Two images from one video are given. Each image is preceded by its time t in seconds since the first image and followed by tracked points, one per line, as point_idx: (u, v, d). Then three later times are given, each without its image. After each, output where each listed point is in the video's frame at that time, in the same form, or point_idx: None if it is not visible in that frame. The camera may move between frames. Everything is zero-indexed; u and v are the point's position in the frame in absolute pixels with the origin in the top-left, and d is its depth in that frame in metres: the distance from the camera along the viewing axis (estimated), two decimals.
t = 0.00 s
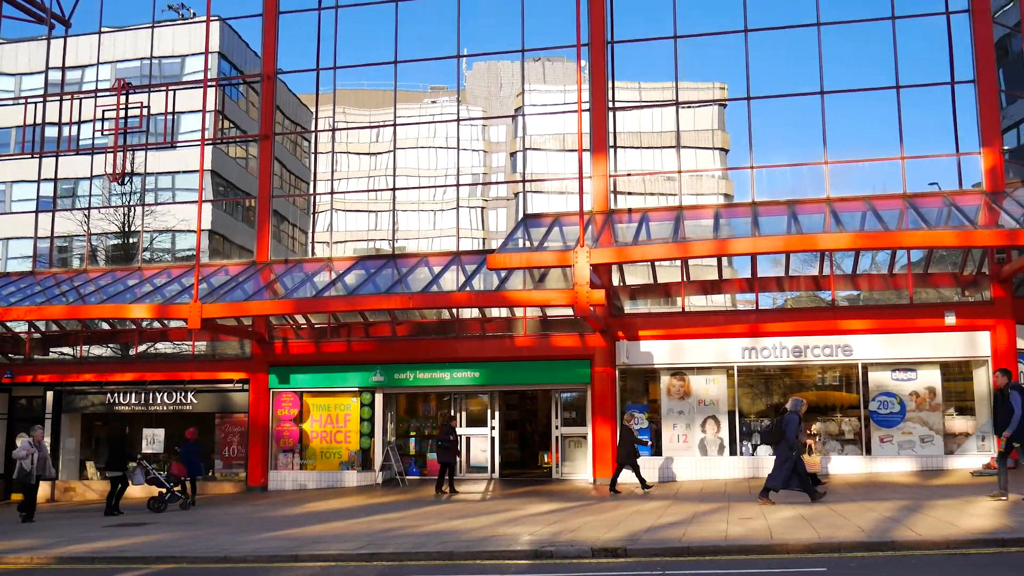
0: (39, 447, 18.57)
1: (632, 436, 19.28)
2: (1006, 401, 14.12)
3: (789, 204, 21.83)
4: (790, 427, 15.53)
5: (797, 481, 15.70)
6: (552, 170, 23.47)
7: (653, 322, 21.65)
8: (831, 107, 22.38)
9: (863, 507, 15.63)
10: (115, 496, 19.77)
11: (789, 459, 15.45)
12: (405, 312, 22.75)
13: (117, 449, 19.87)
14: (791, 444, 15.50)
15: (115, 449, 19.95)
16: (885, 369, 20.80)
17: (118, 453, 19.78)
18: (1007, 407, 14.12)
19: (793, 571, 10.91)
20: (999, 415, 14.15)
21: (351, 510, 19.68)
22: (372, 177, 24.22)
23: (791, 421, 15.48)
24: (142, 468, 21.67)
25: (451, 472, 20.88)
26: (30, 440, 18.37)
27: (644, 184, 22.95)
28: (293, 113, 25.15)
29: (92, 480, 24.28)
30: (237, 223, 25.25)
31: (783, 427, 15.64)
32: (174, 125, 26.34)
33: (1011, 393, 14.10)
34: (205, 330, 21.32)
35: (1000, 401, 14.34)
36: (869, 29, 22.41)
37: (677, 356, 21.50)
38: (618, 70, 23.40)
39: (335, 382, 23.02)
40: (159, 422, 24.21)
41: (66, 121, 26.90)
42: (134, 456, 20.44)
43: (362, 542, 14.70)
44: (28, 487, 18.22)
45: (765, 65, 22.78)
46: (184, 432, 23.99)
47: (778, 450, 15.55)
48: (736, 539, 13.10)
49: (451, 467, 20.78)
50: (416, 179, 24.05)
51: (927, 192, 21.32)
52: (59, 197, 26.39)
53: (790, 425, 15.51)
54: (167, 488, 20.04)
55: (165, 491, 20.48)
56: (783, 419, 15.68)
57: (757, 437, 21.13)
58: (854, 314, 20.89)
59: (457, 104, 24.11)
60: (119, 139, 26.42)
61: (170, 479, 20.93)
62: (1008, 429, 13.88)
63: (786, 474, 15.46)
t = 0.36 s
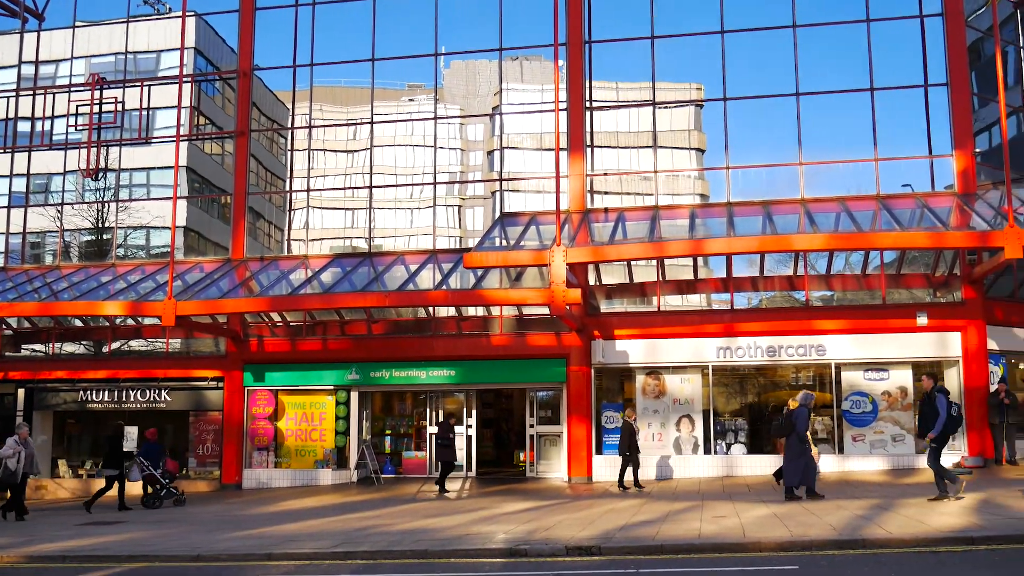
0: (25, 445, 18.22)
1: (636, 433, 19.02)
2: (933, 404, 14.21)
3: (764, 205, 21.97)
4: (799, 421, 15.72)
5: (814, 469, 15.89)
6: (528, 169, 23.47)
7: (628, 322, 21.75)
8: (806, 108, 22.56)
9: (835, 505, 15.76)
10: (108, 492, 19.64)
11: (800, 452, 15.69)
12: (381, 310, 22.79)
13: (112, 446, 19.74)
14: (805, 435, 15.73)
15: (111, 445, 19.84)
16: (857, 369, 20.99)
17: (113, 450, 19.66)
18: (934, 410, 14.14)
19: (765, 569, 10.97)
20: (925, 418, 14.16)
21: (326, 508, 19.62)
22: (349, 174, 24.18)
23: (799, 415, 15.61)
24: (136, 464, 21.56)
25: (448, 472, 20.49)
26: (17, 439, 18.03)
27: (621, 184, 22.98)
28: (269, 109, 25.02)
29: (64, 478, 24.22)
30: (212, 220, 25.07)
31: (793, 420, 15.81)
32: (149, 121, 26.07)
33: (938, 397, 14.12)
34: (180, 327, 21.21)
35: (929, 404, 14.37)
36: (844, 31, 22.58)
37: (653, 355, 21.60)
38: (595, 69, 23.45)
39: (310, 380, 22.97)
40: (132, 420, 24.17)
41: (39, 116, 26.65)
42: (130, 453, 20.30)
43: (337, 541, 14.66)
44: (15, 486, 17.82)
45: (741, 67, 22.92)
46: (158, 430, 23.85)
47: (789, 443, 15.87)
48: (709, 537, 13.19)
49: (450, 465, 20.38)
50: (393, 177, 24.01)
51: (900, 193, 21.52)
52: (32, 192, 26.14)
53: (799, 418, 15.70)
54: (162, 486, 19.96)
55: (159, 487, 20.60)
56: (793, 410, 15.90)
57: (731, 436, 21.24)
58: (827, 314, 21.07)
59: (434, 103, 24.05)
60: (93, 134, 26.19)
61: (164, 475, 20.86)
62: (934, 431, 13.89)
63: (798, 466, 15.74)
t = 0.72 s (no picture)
0: (10, 443, 17.93)
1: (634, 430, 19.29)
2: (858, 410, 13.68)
3: (738, 205, 22.10)
4: (810, 418, 15.83)
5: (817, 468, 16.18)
6: (504, 168, 23.48)
7: (602, 321, 21.81)
8: (780, 109, 22.71)
9: (805, 503, 15.91)
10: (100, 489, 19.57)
11: (809, 448, 15.86)
12: (355, 307, 22.71)
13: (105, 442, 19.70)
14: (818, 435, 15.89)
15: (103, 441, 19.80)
16: (829, 368, 21.17)
17: (105, 447, 19.63)
18: (858, 416, 13.73)
19: (736, 567, 11.04)
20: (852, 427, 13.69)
21: (298, 507, 19.52)
22: (323, 172, 24.10)
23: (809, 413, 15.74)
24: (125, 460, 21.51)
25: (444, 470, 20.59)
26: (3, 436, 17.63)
27: (596, 183, 23.04)
28: (243, 106, 24.85)
29: (31, 477, 23.66)
30: (185, 217, 24.87)
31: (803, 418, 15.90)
32: (121, 117, 25.95)
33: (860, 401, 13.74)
34: (152, 325, 21.03)
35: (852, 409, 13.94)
36: (817, 34, 22.75)
37: (627, 354, 21.67)
38: (571, 68, 23.50)
39: (283, 378, 22.85)
40: (102, 417, 23.85)
41: (9, 110, 26.40)
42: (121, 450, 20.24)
43: (309, 540, 14.61)
44: None
45: (714, 68, 23.05)
46: (129, 428, 23.63)
47: (798, 439, 15.97)
48: (681, 535, 13.27)
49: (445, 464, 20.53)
50: (368, 174, 23.88)
51: (871, 195, 21.71)
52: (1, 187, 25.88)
53: (808, 415, 15.82)
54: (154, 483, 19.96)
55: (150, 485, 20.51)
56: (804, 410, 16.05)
57: (704, 435, 21.36)
58: (799, 314, 21.23)
59: (410, 100, 24.03)
60: (63, 130, 25.95)
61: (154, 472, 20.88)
62: (864, 439, 13.50)
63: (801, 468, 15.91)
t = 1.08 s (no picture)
0: None
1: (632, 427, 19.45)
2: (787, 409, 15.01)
3: (711, 205, 22.24)
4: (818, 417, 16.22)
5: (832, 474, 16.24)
6: (478, 167, 23.49)
7: (576, 319, 21.86)
8: (753, 110, 22.84)
9: (775, 501, 16.06)
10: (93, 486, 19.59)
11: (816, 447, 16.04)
12: (328, 306, 22.66)
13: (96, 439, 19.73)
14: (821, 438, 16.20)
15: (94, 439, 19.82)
16: (800, 367, 21.35)
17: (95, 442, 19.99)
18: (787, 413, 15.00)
19: (706, 565, 11.09)
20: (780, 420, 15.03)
21: (269, 505, 19.41)
22: (297, 169, 23.97)
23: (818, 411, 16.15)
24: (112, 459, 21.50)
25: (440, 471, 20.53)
26: None
27: (570, 182, 23.08)
28: (216, 102, 24.72)
29: None
30: (156, 213, 24.75)
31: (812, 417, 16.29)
32: (92, 111, 25.66)
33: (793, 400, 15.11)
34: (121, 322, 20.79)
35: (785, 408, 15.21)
36: (790, 35, 22.93)
37: (599, 353, 21.73)
38: (546, 67, 23.52)
39: (255, 376, 22.74)
40: (71, 415, 23.55)
41: None
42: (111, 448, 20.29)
43: (280, 539, 14.53)
44: None
45: (688, 69, 23.14)
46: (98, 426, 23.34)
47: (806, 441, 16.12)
48: (652, 533, 13.34)
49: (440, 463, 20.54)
50: (342, 172, 23.81)
51: (843, 196, 21.90)
52: None
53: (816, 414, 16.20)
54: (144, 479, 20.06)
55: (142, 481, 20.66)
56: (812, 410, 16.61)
57: (676, 434, 21.48)
58: (771, 314, 21.38)
59: (384, 97, 23.94)
60: (33, 124, 25.53)
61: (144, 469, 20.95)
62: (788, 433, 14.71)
63: (780, 470, 15.85)
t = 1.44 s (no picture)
0: None
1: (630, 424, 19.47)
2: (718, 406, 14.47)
3: (684, 205, 22.38)
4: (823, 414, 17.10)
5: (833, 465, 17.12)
6: (453, 165, 23.45)
7: (550, 318, 21.92)
8: (727, 110, 22.97)
9: (746, 500, 16.17)
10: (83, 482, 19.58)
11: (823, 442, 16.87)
12: (301, 304, 22.47)
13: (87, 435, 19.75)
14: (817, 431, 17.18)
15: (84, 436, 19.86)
16: (771, 367, 21.49)
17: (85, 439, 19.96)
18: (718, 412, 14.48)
19: (678, 563, 11.13)
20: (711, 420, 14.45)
21: (241, 504, 19.28)
22: (270, 166, 23.75)
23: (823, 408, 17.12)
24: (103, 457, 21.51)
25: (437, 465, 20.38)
26: None
27: (544, 181, 23.10)
28: (188, 98, 24.53)
29: None
30: (128, 210, 24.44)
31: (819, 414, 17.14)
32: (62, 106, 25.24)
33: (722, 400, 14.50)
34: (91, 319, 20.55)
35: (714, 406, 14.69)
36: (764, 37, 23.07)
37: (573, 352, 21.76)
38: (520, 66, 23.52)
39: (226, 374, 22.57)
40: (39, 414, 23.31)
41: None
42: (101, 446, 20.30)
43: (251, 538, 14.44)
44: None
45: (662, 69, 23.24)
46: (68, 426, 23.15)
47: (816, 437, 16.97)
48: (624, 532, 13.39)
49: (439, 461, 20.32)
50: (316, 169, 23.67)
51: (814, 197, 22.14)
52: None
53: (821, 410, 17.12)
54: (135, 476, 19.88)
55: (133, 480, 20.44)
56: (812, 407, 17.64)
57: (650, 433, 21.54)
58: (744, 313, 21.54)
59: (359, 95, 23.89)
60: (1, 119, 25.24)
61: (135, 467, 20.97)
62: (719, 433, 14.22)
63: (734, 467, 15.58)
